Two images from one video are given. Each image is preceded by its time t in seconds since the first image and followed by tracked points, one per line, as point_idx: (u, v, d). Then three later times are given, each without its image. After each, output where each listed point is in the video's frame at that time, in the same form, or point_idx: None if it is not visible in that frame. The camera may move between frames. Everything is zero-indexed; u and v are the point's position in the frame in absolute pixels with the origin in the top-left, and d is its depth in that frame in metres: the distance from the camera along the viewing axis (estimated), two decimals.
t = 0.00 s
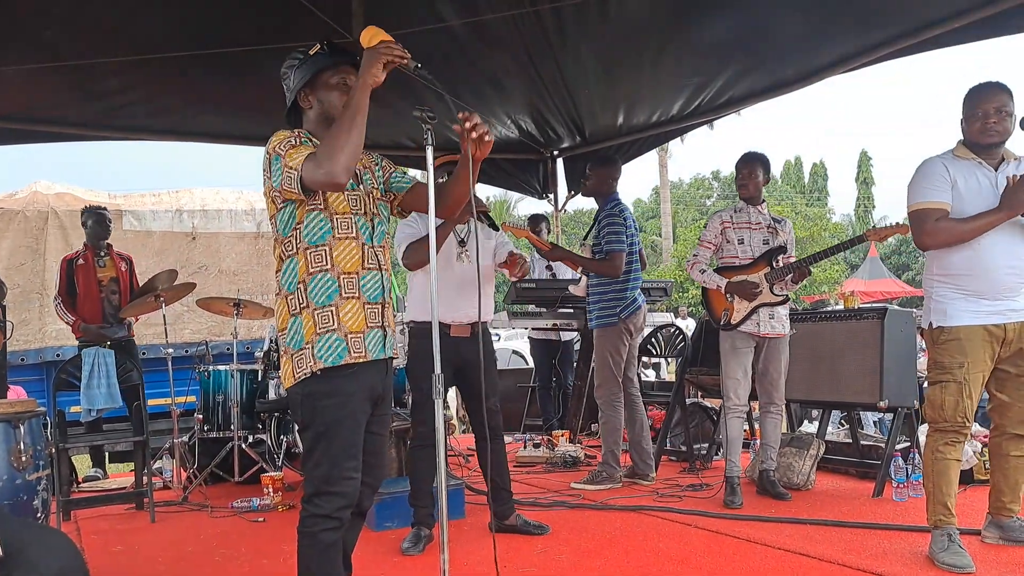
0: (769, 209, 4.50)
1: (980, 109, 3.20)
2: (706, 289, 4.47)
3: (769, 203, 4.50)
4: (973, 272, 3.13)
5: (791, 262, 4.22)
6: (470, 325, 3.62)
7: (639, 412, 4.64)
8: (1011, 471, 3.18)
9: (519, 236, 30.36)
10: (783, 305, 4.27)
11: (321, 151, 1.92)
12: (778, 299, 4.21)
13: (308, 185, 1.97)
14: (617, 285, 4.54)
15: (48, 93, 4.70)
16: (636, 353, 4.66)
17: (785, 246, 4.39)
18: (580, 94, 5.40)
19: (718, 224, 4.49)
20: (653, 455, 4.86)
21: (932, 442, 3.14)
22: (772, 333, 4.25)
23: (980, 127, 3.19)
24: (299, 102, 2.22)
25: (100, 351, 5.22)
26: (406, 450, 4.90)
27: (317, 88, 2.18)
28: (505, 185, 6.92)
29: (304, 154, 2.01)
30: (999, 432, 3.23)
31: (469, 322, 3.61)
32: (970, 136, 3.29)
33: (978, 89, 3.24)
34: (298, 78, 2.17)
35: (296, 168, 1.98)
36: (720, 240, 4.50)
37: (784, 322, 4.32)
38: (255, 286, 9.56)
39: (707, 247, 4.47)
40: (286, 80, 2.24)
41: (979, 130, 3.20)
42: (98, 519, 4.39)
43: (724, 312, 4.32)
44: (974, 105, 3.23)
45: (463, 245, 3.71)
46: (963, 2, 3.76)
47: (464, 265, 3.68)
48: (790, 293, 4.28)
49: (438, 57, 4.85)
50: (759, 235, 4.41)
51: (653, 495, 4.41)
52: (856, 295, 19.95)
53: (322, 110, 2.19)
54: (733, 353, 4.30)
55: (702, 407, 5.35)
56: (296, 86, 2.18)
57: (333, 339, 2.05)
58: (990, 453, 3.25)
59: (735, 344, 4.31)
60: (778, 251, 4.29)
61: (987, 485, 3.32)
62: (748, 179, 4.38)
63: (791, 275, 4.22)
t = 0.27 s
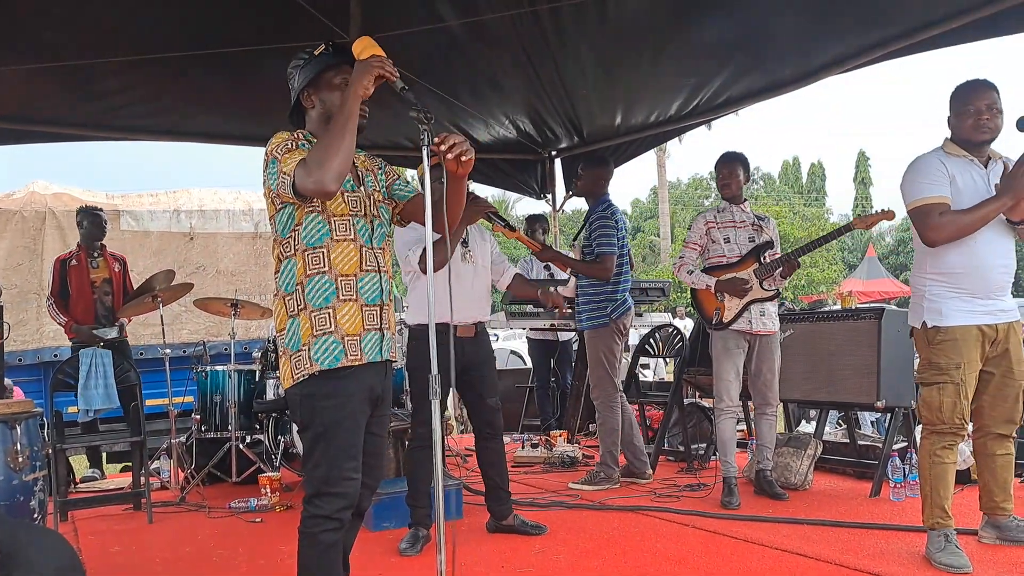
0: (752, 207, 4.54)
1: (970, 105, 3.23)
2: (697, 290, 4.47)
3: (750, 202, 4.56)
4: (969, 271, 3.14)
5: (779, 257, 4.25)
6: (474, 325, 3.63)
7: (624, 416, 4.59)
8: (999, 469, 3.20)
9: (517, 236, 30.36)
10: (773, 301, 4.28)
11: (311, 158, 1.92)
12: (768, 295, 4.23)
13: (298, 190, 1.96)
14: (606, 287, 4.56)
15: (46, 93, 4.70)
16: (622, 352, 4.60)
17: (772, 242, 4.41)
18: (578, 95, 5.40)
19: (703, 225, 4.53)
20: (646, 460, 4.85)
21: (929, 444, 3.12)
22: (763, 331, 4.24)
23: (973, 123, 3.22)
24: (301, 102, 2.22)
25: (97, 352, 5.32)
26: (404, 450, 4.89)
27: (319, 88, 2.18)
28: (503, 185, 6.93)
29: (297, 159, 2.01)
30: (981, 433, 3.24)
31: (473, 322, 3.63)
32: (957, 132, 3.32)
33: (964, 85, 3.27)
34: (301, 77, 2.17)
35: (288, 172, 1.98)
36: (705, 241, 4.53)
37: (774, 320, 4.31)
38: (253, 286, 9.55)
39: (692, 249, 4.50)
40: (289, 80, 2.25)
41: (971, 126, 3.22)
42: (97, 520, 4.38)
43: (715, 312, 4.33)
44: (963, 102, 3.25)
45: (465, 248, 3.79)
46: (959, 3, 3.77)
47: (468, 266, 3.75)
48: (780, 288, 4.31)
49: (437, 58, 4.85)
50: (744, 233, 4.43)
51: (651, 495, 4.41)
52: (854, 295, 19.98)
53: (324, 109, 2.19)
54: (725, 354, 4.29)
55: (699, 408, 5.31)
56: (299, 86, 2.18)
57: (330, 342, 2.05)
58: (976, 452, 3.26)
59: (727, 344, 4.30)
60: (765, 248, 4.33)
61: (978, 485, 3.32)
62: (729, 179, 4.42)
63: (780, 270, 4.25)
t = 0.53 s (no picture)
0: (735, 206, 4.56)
1: (954, 105, 3.26)
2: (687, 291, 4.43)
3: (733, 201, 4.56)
4: (964, 271, 3.15)
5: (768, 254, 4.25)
6: (486, 324, 3.61)
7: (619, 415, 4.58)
8: (991, 468, 3.22)
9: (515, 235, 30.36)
10: (764, 299, 4.29)
11: (305, 176, 1.92)
12: (759, 293, 4.25)
13: (291, 205, 1.96)
14: (605, 286, 4.55)
15: (42, 93, 4.69)
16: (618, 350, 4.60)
17: (757, 239, 4.43)
18: (575, 94, 5.40)
19: (688, 226, 4.51)
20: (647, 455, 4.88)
21: (930, 447, 3.12)
22: (756, 329, 4.27)
23: (960, 122, 3.24)
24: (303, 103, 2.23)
25: (93, 351, 5.36)
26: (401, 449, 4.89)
27: (321, 90, 2.19)
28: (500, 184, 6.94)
29: (292, 171, 2.01)
30: (970, 433, 3.25)
31: (485, 321, 3.61)
32: (939, 132, 3.34)
33: (945, 85, 3.29)
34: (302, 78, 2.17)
35: (283, 185, 1.99)
36: (691, 242, 4.53)
37: (765, 316, 4.34)
38: (250, 286, 9.53)
39: (678, 250, 4.50)
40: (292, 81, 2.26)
41: (958, 125, 3.24)
42: (93, 520, 4.37)
43: (707, 312, 4.32)
44: (948, 101, 3.27)
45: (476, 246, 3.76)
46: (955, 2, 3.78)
47: (480, 265, 3.71)
48: (769, 285, 4.32)
49: (433, 57, 4.85)
50: (730, 232, 4.45)
51: (648, 494, 4.40)
52: (851, 294, 20.00)
53: (325, 111, 2.20)
54: (717, 353, 4.29)
55: (698, 407, 5.34)
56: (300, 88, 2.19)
57: (329, 345, 2.05)
58: (966, 453, 3.27)
59: (719, 344, 4.31)
60: (752, 246, 4.36)
61: (971, 485, 3.33)
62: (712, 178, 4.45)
63: (769, 267, 4.24)
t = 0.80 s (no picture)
0: (723, 205, 4.55)
1: (946, 105, 3.24)
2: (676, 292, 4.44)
3: (721, 200, 4.56)
4: (961, 271, 3.15)
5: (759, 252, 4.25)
6: (485, 324, 3.61)
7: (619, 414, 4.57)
8: (988, 466, 3.22)
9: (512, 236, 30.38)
10: (756, 298, 4.30)
11: (299, 181, 1.91)
12: (751, 292, 4.24)
13: (283, 207, 1.96)
14: (609, 287, 4.59)
15: (38, 93, 4.68)
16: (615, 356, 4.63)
17: (746, 238, 4.43)
18: (572, 94, 5.40)
19: (676, 227, 4.52)
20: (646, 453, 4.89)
21: (928, 447, 3.13)
22: (750, 328, 4.27)
23: (952, 123, 3.23)
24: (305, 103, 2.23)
25: (89, 351, 5.40)
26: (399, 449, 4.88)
27: (321, 89, 2.18)
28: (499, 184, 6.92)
29: (287, 171, 2.01)
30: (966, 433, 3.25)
31: (484, 321, 3.61)
32: (930, 132, 3.33)
33: (935, 86, 3.28)
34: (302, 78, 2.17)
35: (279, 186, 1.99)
36: (681, 243, 4.53)
37: (758, 315, 4.35)
38: (247, 286, 9.52)
39: (668, 252, 4.50)
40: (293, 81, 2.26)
41: (950, 125, 3.23)
42: (90, 520, 4.36)
43: (700, 314, 4.31)
44: (939, 102, 3.26)
45: (475, 247, 3.73)
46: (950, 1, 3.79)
47: (478, 266, 3.67)
48: (761, 284, 4.32)
49: (430, 57, 4.86)
50: (719, 231, 4.45)
51: (647, 494, 4.40)
52: (848, 293, 20.03)
53: (326, 110, 2.19)
54: (711, 354, 4.31)
55: (695, 406, 5.28)
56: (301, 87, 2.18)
57: (328, 344, 2.04)
58: (962, 452, 3.28)
59: (713, 345, 4.31)
60: (742, 245, 4.36)
61: (968, 485, 3.33)
62: (698, 178, 4.45)
63: (760, 266, 4.24)
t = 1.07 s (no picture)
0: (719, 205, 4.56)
1: (950, 101, 3.24)
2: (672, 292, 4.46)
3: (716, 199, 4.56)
4: (962, 269, 3.15)
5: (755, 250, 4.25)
6: (474, 324, 3.59)
7: (621, 412, 4.54)
8: (990, 466, 3.22)
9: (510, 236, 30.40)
10: (752, 297, 4.29)
11: (299, 185, 1.90)
12: (746, 291, 4.24)
13: (279, 208, 1.96)
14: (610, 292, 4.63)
15: (35, 93, 4.68)
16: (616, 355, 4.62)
17: (741, 237, 4.43)
18: (570, 93, 5.41)
19: (671, 227, 4.53)
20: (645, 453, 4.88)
21: (919, 442, 3.14)
22: (745, 327, 4.27)
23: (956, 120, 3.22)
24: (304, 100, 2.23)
25: (87, 352, 5.28)
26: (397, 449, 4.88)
27: (321, 85, 2.18)
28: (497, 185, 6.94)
29: (285, 171, 2.01)
30: (971, 429, 3.25)
31: (473, 321, 3.59)
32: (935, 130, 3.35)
33: (939, 84, 3.29)
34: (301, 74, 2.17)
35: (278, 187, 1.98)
36: (676, 243, 4.55)
37: (755, 314, 4.35)
38: (245, 287, 9.51)
39: (663, 252, 4.53)
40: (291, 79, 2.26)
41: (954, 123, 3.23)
42: (87, 521, 4.35)
43: (695, 314, 4.32)
44: (942, 100, 3.27)
45: (464, 248, 3.74)
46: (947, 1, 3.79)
47: (464, 267, 3.69)
48: (756, 284, 4.33)
49: (427, 57, 4.86)
50: (714, 231, 4.45)
51: (645, 493, 4.40)
52: (846, 293, 20.04)
53: (325, 106, 2.19)
54: (707, 354, 4.31)
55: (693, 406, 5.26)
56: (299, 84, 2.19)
57: (325, 346, 2.04)
58: (968, 450, 3.27)
59: (710, 345, 4.31)
60: (737, 244, 4.36)
61: (970, 483, 3.34)
62: (693, 176, 4.46)
63: (755, 265, 4.24)
